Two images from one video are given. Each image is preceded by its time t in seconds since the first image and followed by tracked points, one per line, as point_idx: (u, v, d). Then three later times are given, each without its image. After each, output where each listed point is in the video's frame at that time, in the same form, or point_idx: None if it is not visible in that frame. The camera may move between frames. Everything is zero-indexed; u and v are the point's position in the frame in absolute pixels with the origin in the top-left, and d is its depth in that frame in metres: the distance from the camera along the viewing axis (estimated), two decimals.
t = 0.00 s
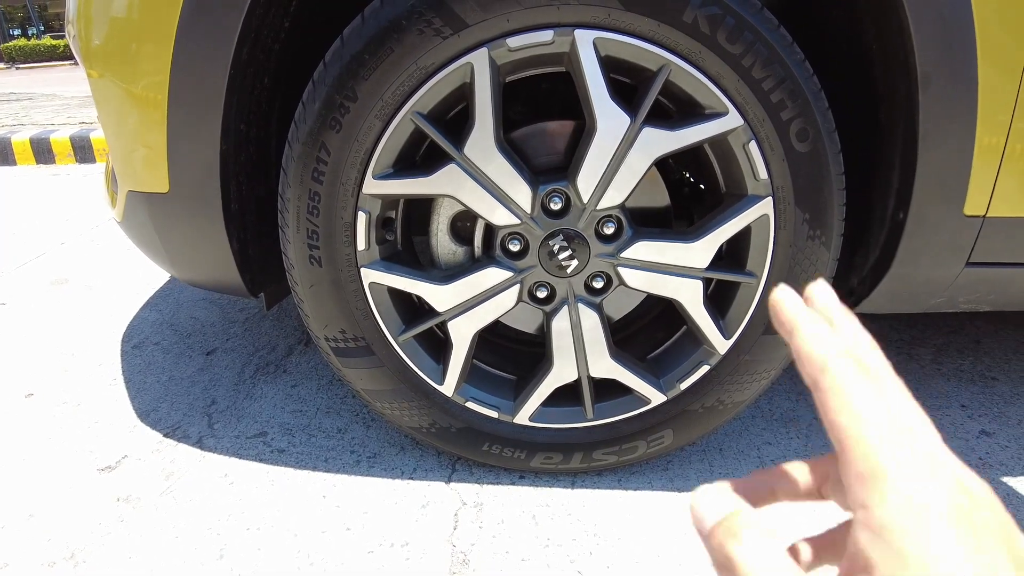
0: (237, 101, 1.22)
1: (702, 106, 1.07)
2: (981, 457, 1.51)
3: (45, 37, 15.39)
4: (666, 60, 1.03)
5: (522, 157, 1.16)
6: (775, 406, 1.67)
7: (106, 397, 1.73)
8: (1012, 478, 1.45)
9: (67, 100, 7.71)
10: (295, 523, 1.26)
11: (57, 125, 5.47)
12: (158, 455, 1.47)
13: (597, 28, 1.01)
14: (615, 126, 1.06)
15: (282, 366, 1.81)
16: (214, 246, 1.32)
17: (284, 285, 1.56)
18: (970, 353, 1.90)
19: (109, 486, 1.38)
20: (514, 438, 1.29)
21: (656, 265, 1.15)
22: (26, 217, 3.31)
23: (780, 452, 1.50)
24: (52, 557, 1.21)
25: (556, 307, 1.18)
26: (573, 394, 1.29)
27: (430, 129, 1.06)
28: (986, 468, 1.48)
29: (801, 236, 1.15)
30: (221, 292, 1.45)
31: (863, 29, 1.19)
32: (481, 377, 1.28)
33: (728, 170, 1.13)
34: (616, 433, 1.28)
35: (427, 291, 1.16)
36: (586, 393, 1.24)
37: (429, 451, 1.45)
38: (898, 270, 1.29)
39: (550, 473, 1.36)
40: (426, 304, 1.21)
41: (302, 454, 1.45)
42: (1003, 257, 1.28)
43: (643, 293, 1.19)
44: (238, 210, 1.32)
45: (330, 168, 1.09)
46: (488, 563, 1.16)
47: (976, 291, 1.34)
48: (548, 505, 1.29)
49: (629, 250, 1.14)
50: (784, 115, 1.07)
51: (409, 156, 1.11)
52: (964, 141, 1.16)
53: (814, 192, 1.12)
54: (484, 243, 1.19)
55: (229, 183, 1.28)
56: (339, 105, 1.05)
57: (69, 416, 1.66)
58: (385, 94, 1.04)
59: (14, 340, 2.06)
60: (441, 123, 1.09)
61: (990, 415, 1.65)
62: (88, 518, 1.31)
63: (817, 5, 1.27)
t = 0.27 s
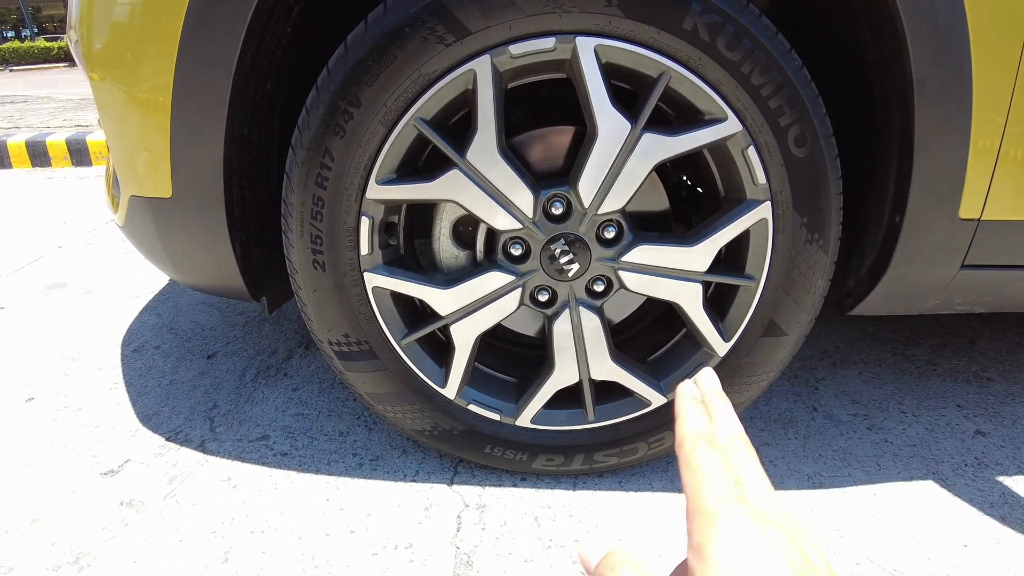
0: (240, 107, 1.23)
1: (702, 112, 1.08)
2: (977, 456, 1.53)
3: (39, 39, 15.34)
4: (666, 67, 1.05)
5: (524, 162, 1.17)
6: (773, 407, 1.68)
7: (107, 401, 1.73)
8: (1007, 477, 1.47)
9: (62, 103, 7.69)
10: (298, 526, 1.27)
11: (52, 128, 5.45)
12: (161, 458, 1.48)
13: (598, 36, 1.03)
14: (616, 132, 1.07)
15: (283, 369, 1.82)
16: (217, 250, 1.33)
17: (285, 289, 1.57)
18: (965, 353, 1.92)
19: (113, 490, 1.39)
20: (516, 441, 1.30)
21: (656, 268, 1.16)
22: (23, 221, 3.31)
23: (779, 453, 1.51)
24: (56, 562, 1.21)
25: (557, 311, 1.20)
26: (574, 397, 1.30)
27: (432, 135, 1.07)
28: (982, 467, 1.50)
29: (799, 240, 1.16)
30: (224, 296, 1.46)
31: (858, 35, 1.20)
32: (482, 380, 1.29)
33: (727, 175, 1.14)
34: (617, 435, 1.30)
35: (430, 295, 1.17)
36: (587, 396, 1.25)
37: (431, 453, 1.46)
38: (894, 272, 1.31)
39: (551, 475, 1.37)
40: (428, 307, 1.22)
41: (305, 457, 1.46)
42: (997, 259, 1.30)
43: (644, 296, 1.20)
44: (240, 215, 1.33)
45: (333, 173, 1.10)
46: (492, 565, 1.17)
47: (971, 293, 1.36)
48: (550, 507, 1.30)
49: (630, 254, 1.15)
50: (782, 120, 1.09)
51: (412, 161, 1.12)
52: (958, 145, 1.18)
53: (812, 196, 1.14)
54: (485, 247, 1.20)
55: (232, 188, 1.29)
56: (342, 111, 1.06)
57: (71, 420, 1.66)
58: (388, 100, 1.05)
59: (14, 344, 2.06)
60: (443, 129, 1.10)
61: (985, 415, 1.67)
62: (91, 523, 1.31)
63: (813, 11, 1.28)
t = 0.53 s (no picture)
0: (239, 108, 1.23)
1: (699, 113, 1.09)
2: (973, 455, 1.54)
3: (35, 41, 15.30)
4: (664, 68, 1.06)
5: (522, 163, 1.17)
6: (770, 407, 1.69)
7: (104, 403, 1.73)
8: (1003, 476, 1.47)
9: (57, 104, 7.66)
10: (298, 526, 1.27)
11: (47, 129, 5.44)
12: (159, 460, 1.48)
13: (596, 37, 1.03)
14: (614, 133, 1.08)
15: (281, 370, 1.82)
16: (216, 251, 1.34)
17: (284, 290, 1.57)
18: (961, 353, 1.94)
19: (111, 491, 1.39)
20: (515, 441, 1.30)
21: (654, 268, 1.16)
22: (19, 222, 3.30)
23: (776, 452, 1.52)
24: (55, 563, 1.22)
25: (556, 311, 1.20)
26: (572, 397, 1.30)
27: (432, 135, 1.07)
28: (978, 466, 1.51)
29: (796, 240, 1.17)
30: (223, 296, 1.46)
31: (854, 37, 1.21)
32: (481, 381, 1.29)
33: (724, 176, 1.15)
34: (615, 435, 1.30)
35: (429, 295, 1.17)
36: (586, 395, 1.25)
37: (430, 454, 1.46)
38: (891, 272, 1.32)
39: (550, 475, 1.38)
40: (427, 308, 1.22)
41: (303, 458, 1.46)
42: (992, 259, 1.30)
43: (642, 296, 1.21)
44: (239, 216, 1.33)
45: (333, 174, 1.10)
46: (491, 564, 1.18)
47: (967, 293, 1.37)
48: (549, 507, 1.30)
49: (628, 254, 1.15)
50: (779, 121, 1.10)
51: (411, 162, 1.12)
52: (954, 145, 1.19)
53: (809, 197, 1.15)
54: (484, 248, 1.21)
55: (231, 188, 1.29)
56: (342, 112, 1.07)
57: (69, 421, 1.66)
58: (387, 101, 1.06)
59: (11, 346, 2.06)
60: (442, 130, 1.11)
61: (981, 414, 1.68)
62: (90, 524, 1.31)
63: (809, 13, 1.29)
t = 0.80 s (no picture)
0: (246, 116, 1.26)
1: (694, 121, 1.12)
2: (965, 454, 1.57)
3: (34, 45, 15.32)
4: (660, 78, 1.09)
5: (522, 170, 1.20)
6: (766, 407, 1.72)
7: (111, 405, 1.76)
8: (994, 474, 1.51)
9: (57, 108, 7.68)
10: (304, 525, 1.30)
11: (48, 134, 5.47)
12: (167, 461, 1.52)
13: (594, 49, 1.07)
14: (611, 141, 1.11)
15: (285, 373, 1.85)
16: (223, 257, 1.37)
17: (289, 294, 1.60)
18: (955, 354, 1.97)
19: (121, 492, 1.43)
20: (516, 441, 1.33)
21: (651, 272, 1.20)
22: (22, 227, 3.33)
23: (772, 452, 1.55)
24: (68, 561, 1.26)
25: (556, 314, 1.23)
26: (572, 397, 1.33)
27: (434, 144, 1.10)
28: (970, 464, 1.54)
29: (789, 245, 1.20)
30: (229, 301, 1.49)
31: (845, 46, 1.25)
32: (483, 382, 1.32)
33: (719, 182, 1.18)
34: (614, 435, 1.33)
35: (431, 299, 1.20)
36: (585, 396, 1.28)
37: (433, 454, 1.49)
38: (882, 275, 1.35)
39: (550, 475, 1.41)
40: (430, 311, 1.25)
41: (309, 459, 1.49)
42: (981, 262, 1.34)
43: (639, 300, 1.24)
44: (245, 221, 1.36)
45: (338, 182, 1.13)
46: (493, 561, 1.20)
47: (958, 295, 1.40)
48: (550, 505, 1.33)
49: (625, 258, 1.19)
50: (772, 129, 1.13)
51: (414, 170, 1.15)
52: (943, 151, 1.22)
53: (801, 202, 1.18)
54: (486, 253, 1.24)
55: (238, 195, 1.33)
56: (347, 121, 1.10)
57: (77, 424, 1.69)
58: (391, 111, 1.09)
59: (18, 350, 2.09)
60: (445, 138, 1.14)
61: (973, 414, 1.72)
62: (100, 524, 1.35)
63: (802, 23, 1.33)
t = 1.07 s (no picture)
0: (258, 125, 1.31)
1: (692, 129, 1.16)
2: (959, 451, 1.61)
3: (35, 51, 15.39)
4: (658, 88, 1.13)
5: (526, 176, 1.25)
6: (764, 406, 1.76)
7: (123, 407, 1.80)
8: (987, 471, 1.55)
9: (58, 114, 7.71)
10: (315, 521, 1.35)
11: (52, 140, 5.51)
12: (179, 460, 1.55)
13: (595, 60, 1.11)
14: (612, 149, 1.15)
15: (293, 375, 1.89)
16: (236, 261, 1.41)
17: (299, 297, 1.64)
18: (950, 355, 2.01)
19: (135, 490, 1.47)
20: (520, 439, 1.37)
21: (651, 275, 1.24)
22: (29, 233, 3.37)
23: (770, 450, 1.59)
24: (85, 558, 1.30)
25: (559, 315, 1.27)
26: (575, 396, 1.37)
27: (442, 152, 1.15)
28: (964, 461, 1.58)
29: (784, 248, 1.24)
30: (241, 304, 1.53)
31: (837, 56, 1.29)
32: (488, 382, 1.36)
33: (716, 187, 1.22)
34: (615, 433, 1.37)
35: (439, 301, 1.24)
36: (587, 395, 1.32)
37: (438, 452, 1.55)
38: (875, 277, 1.39)
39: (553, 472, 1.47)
40: (437, 313, 1.29)
41: (318, 458, 1.54)
42: (971, 263, 1.38)
43: (639, 301, 1.28)
44: (257, 226, 1.41)
45: (349, 188, 1.17)
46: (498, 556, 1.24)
47: (949, 296, 1.44)
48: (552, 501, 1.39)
49: (626, 261, 1.23)
50: (767, 136, 1.17)
51: (422, 177, 1.19)
52: (932, 155, 1.27)
53: (795, 207, 1.22)
54: (490, 256, 1.28)
55: (250, 200, 1.37)
56: (358, 130, 1.14)
57: (89, 425, 1.72)
58: (401, 120, 1.13)
59: (28, 353, 2.12)
60: (452, 146, 1.18)
61: (967, 413, 1.76)
62: (116, 520, 1.38)
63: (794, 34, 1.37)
